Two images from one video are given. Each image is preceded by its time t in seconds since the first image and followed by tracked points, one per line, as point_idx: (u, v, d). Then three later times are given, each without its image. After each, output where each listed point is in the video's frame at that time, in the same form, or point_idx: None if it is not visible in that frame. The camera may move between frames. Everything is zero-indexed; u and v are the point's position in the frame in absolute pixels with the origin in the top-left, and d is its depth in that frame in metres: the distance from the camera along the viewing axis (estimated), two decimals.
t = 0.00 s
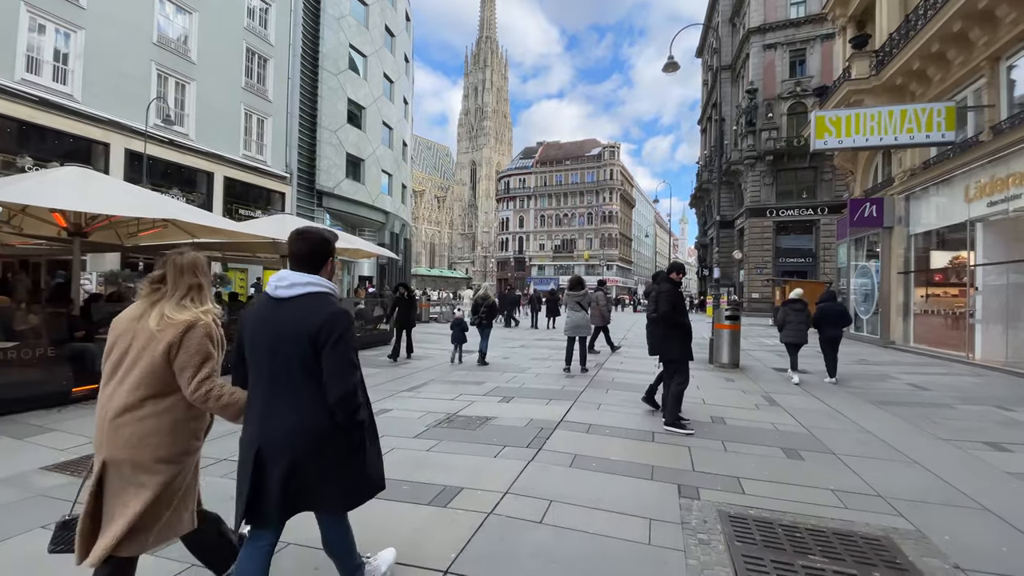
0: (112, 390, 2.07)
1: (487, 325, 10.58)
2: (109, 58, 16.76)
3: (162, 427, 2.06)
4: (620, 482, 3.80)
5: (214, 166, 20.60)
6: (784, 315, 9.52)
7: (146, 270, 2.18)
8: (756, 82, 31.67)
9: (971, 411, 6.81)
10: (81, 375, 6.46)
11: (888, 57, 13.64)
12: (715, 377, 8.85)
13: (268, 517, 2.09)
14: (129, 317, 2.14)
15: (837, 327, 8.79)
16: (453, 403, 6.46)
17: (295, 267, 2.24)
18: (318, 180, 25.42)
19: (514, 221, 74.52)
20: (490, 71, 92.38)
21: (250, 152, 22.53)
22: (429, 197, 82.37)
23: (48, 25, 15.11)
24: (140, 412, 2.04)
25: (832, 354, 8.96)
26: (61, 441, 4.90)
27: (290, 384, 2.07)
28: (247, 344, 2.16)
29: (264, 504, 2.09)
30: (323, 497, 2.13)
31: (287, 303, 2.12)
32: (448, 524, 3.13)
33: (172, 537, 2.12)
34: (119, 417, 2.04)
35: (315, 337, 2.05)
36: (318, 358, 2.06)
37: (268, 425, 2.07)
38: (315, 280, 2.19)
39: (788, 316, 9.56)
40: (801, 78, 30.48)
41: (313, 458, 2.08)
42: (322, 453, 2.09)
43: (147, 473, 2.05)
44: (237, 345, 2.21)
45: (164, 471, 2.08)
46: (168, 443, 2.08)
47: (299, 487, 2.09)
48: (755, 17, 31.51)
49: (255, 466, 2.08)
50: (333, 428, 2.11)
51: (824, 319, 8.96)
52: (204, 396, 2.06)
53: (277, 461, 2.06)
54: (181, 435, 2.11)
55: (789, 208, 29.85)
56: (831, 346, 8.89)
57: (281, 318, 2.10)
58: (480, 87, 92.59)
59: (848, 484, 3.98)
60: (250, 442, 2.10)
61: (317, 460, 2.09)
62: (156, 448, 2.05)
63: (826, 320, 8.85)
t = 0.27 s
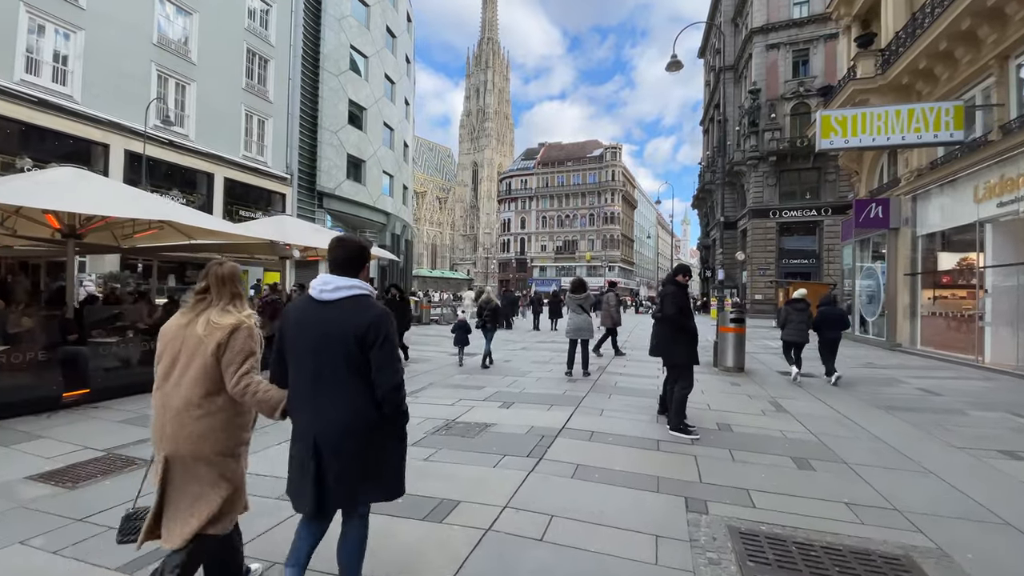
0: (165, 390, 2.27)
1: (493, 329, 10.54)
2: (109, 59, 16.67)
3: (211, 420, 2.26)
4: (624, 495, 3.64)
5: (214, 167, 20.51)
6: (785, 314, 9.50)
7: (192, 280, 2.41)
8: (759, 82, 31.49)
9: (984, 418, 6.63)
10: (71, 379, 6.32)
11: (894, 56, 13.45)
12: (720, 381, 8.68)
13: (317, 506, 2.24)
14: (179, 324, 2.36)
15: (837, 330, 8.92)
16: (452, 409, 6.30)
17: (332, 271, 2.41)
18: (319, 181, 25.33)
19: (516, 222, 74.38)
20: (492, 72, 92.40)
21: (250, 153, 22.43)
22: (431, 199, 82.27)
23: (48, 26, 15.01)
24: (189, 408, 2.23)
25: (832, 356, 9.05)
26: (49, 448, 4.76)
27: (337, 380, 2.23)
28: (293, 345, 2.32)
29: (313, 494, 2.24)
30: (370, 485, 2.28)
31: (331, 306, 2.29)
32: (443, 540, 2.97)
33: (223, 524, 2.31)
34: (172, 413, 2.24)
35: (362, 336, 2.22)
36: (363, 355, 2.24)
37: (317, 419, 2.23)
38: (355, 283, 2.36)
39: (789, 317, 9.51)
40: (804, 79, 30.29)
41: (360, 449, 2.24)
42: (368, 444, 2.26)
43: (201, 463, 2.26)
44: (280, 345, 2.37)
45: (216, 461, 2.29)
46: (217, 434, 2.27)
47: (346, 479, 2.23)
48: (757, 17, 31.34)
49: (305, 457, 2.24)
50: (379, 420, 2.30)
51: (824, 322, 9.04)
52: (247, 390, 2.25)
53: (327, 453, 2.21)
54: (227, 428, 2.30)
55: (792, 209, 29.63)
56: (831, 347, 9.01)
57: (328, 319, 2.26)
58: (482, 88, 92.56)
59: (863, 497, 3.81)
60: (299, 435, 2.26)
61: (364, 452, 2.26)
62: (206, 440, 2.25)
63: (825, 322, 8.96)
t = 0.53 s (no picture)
0: (219, 388, 2.51)
1: (501, 330, 10.57)
2: (113, 62, 16.67)
3: (261, 416, 2.52)
4: (632, 509, 3.53)
5: (217, 169, 20.49)
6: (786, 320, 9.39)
7: (241, 287, 2.63)
8: (763, 84, 31.33)
9: (999, 425, 6.47)
10: (70, 386, 6.25)
11: (901, 56, 13.29)
12: (727, 386, 8.55)
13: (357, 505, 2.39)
14: (230, 328, 2.59)
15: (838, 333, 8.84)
16: (454, 416, 6.20)
17: (367, 285, 2.57)
18: (322, 184, 25.31)
19: (519, 224, 74.35)
20: (494, 75, 92.54)
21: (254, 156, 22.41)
22: (434, 201, 82.43)
23: (52, 29, 15.01)
24: (243, 405, 2.49)
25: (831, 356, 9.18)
26: (46, 457, 4.69)
27: (378, 387, 2.40)
28: (335, 355, 2.47)
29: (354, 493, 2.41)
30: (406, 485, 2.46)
31: (371, 318, 2.45)
32: (445, 558, 2.87)
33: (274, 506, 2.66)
34: (227, 409, 2.50)
35: (402, 347, 2.41)
36: (402, 364, 2.42)
37: (360, 423, 2.39)
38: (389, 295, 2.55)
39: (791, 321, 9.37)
40: (808, 80, 30.13)
41: (398, 451, 2.42)
42: (405, 446, 2.44)
43: (253, 453, 2.55)
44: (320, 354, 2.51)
45: (266, 450, 2.58)
46: (267, 428, 2.55)
47: (386, 480, 2.40)
48: (761, 19, 31.23)
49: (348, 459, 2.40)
50: (414, 423, 2.49)
51: (825, 327, 8.92)
52: (294, 390, 2.51)
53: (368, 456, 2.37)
54: (276, 422, 2.58)
55: (797, 211, 29.43)
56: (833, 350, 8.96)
57: (369, 331, 2.42)
58: (484, 90, 92.67)
59: (880, 512, 3.69)
60: (340, 437, 2.42)
61: (400, 453, 2.43)
62: (258, 433, 2.53)
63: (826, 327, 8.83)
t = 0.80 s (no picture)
0: (283, 398, 2.71)
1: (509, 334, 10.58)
2: (120, 67, 16.78)
3: (322, 425, 2.71)
4: (641, 523, 3.48)
5: (223, 174, 20.57)
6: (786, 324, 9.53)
7: (300, 304, 2.82)
8: (768, 86, 31.21)
9: (1013, 435, 6.36)
10: (75, 393, 6.25)
11: (909, 59, 13.16)
12: (734, 393, 8.46)
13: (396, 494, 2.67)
14: (291, 342, 2.78)
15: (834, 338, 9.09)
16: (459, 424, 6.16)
17: (397, 298, 2.83)
18: (327, 188, 25.35)
19: (523, 227, 74.35)
20: (499, 78, 92.76)
21: (259, 160, 22.50)
22: (438, 204, 82.63)
23: (59, 35, 15.09)
24: (307, 415, 2.69)
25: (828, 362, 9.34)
26: (50, 465, 4.67)
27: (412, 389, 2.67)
28: (371, 363, 2.72)
29: (394, 483, 2.70)
30: (438, 475, 2.75)
31: (402, 329, 2.72)
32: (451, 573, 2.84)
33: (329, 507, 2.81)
34: (292, 419, 2.69)
35: (433, 353, 2.69)
36: (433, 368, 2.70)
37: (398, 422, 2.64)
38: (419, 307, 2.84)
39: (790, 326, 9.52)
40: (814, 82, 29.97)
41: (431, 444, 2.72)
42: (434, 443, 2.72)
43: (315, 458, 2.73)
44: (359, 361, 2.76)
45: (326, 456, 2.77)
46: (327, 435, 2.74)
47: (421, 470, 2.70)
48: (766, 21, 31.16)
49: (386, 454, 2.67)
50: (444, 420, 2.78)
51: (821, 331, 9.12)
52: (351, 399, 2.71)
53: (405, 450, 2.64)
54: (335, 430, 2.77)
55: (803, 214, 29.24)
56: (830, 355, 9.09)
57: (403, 340, 2.69)
58: (489, 93, 92.88)
59: (895, 527, 3.61)
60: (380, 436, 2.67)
61: (433, 446, 2.73)
62: (319, 439, 2.72)
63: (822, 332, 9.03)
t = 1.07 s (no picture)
0: (328, 392, 2.99)
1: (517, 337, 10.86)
2: (129, 74, 16.92)
3: (364, 416, 2.97)
4: (649, 537, 3.42)
5: (230, 179, 20.69)
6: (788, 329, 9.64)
7: (339, 308, 3.12)
8: (774, 89, 31.09)
9: None
10: (82, 400, 6.27)
11: (918, 62, 13.04)
12: (742, 400, 8.38)
13: (426, 489, 2.88)
14: (334, 343, 3.07)
15: (834, 342, 9.15)
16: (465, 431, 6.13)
17: (428, 307, 3.07)
18: (333, 192, 25.43)
19: (528, 230, 74.38)
20: (504, 82, 93.03)
21: (266, 165, 22.62)
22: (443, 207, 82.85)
23: (69, 42, 15.23)
24: (348, 409, 2.95)
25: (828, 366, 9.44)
26: (57, 473, 4.67)
27: (442, 392, 2.89)
28: (404, 367, 2.96)
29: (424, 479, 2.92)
30: (466, 471, 2.97)
31: (433, 336, 2.96)
32: None
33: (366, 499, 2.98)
34: (335, 413, 2.95)
35: (461, 359, 2.92)
36: (461, 373, 2.92)
37: (428, 422, 2.87)
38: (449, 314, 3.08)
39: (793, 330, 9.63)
40: (820, 85, 29.83)
41: (458, 445, 2.93)
42: (463, 442, 2.94)
43: (357, 448, 2.96)
44: (394, 363, 3.00)
45: (368, 446, 2.99)
46: (367, 428, 2.98)
47: (449, 466, 2.92)
48: (772, 24, 31.09)
49: (415, 451, 2.87)
50: (472, 422, 2.99)
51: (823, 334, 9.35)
52: (388, 393, 2.96)
53: (436, 448, 2.87)
54: (376, 422, 3.01)
55: (810, 217, 29.05)
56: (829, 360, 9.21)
57: (434, 346, 2.92)
58: (493, 97, 93.20)
59: (910, 542, 3.53)
60: (410, 433, 2.89)
61: (460, 445, 2.94)
62: (361, 430, 2.96)
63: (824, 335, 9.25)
